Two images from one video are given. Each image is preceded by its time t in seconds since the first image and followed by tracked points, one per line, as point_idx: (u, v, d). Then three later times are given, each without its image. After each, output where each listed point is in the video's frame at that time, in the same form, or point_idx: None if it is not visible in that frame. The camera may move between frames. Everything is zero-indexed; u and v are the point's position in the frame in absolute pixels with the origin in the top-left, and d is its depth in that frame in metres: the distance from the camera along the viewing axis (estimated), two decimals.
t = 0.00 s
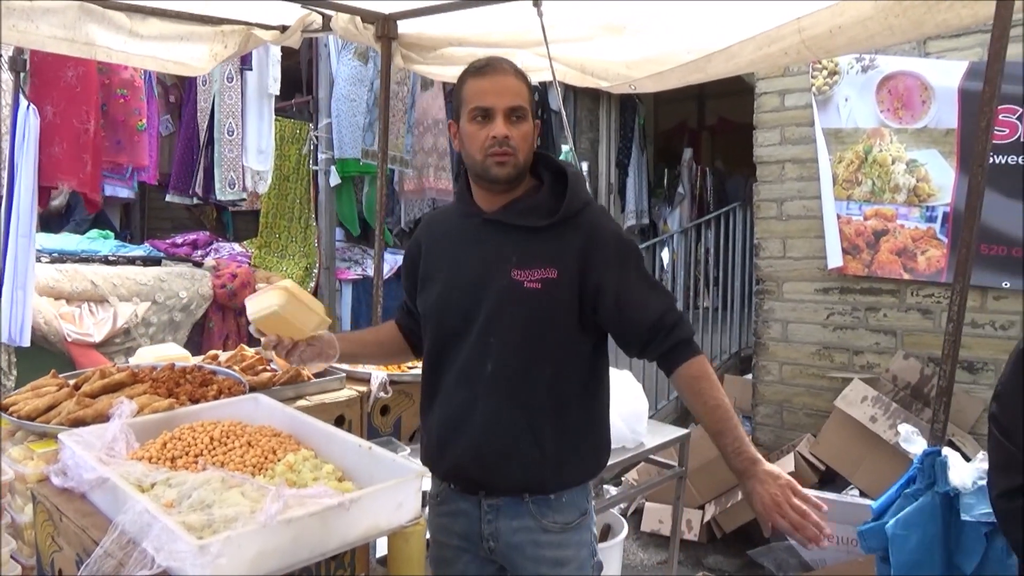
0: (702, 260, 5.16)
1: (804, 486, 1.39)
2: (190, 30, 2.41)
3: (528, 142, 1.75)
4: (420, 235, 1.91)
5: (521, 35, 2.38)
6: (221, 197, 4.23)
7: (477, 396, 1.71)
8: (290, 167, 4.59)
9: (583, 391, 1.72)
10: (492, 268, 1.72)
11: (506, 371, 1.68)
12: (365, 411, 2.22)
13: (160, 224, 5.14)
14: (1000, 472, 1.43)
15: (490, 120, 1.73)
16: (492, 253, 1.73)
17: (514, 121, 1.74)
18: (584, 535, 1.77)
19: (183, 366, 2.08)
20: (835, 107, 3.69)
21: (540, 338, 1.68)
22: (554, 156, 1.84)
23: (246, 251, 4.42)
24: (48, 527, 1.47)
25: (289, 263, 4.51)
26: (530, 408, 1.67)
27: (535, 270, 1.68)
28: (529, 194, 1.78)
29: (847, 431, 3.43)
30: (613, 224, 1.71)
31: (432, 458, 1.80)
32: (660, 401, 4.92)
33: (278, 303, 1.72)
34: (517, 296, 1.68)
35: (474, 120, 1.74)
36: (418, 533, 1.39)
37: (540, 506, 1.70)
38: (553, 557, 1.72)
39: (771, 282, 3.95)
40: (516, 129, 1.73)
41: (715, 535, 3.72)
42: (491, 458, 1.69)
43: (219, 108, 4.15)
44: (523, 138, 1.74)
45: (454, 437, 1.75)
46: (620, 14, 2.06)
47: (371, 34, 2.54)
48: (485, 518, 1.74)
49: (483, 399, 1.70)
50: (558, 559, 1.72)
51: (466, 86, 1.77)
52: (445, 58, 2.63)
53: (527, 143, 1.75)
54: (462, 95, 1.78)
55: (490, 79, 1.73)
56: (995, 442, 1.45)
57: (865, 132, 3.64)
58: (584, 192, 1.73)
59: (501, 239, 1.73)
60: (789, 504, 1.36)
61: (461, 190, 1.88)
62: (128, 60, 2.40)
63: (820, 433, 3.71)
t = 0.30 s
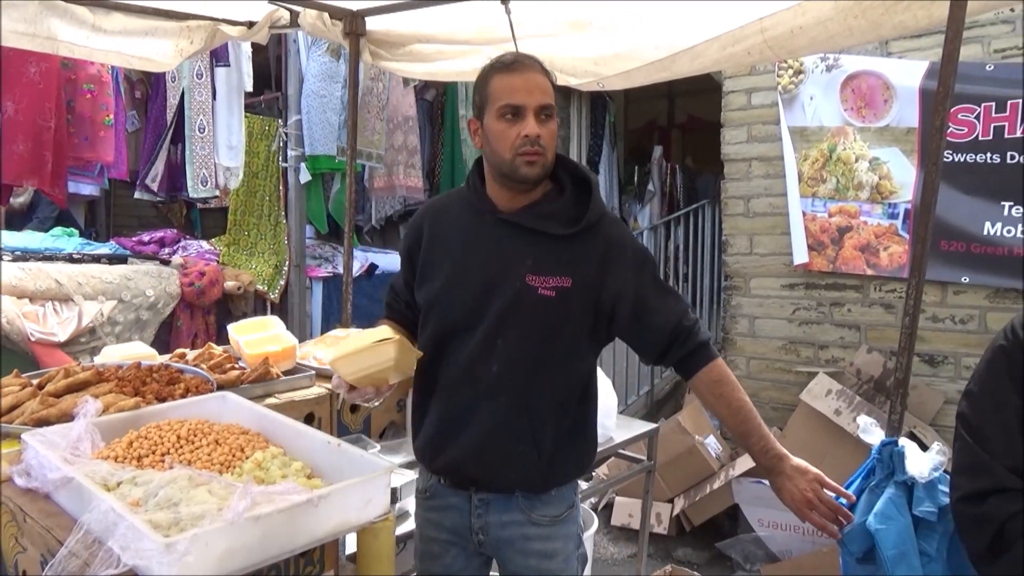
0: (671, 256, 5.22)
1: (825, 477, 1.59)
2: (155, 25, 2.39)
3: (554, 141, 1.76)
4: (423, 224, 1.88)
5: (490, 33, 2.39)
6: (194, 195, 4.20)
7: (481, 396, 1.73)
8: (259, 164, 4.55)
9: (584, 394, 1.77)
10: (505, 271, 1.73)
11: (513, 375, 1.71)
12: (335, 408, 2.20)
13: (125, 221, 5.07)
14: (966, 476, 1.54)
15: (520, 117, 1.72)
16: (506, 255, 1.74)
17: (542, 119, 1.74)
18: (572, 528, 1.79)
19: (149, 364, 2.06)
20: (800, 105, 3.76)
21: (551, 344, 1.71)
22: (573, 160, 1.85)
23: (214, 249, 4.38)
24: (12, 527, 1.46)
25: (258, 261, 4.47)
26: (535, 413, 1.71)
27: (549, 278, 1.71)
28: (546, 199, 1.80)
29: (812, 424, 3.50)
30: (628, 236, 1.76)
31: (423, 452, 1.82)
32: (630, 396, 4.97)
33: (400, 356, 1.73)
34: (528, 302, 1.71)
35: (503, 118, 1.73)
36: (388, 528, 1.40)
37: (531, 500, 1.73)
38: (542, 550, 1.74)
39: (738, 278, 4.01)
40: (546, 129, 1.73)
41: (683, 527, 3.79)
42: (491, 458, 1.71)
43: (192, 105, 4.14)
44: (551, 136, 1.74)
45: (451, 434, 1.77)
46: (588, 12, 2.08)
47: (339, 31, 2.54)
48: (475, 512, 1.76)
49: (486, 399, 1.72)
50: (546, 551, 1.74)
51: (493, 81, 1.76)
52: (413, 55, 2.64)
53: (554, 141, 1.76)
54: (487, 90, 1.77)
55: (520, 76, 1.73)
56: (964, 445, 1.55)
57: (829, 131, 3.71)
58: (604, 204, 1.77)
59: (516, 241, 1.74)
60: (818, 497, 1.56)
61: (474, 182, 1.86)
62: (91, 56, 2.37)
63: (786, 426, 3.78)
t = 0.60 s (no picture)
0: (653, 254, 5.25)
1: (839, 484, 1.63)
2: (133, 21, 2.37)
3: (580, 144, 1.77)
4: (434, 218, 1.85)
5: (471, 31, 2.40)
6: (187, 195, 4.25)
7: (489, 397, 1.73)
8: (240, 161, 4.53)
9: (588, 398, 1.80)
10: (521, 273, 1.73)
11: (523, 378, 1.72)
12: (318, 407, 2.16)
13: (106, 219, 5.02)
14: (972, 482, 1.29)
15: (548, 121, 1.73)
16: (522, 257, 1.74)
17: (570, 122, 1.75)
18: (571, 524, 1.82)
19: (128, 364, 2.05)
20: (779, 104, 3.80)
21: (564, 347, 1.73)
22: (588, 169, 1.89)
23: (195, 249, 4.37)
24: None
25: (240, 259, 4.47)
26: (543, 416, 1.73)
27: (564, 283, 1.72)
28: (561, 204, 1.82)
29: (792, 420, 3.53)
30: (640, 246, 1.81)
31: (419, 451, 1.81)
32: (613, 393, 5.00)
33: (427, 374, 1.54)
34: (543, 306, 1.72)
35: (531, 121, 1.73)
36: (369, 526, 1.39)
37: (533, 496, 1.75)
38: (542, 547, 1.77)
39: (719, 276, 4.05)
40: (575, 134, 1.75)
41: (665, 523, 3.83)
42: (495, 459, 1.72)
43: (178, 104, 4.12)
44: (577, 140, 1.75)
45: (451, 434, 1.76)
46: (569, 11, 2.09)
47: (320, 28, 2.54)
48: (477, 510, 1.77)
49: (494, 401, 1.72)
50: (546, 547, 1.77)
51: (522, 83, 1.75)
52: (393, 52, 2.64)
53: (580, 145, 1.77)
54: (515, 91, 1.77)
55: (548, 80, 1.74)
56: (973, 450, 1.29)
57: (808, 129, 3.74)
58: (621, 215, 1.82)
59: (533, 244, 1.75)
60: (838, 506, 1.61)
61: (490, 180, 1.85)
62: (69, 51, 2.35)
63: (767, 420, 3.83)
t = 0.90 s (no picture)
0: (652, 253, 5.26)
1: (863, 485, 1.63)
2: (130, 22, 2.37)
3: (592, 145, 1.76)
4: (447, 218, 1.87)
5: (468, 31, 2.40)
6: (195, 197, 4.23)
7: (499, 397, 1.74)
8: (238, 162, 4.53)
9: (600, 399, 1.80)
10: (531, 273, 1.74)
11: (534, 378, 1.72)
12: (316, 407, 2.16)
13: (106, 221, 5.03)
14: None
15: (558, 124, 1.72)
16: (533, 258, 1.75)
17: (580, 124, 1.74)
18: (579, 523, 1.82)
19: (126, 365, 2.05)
20: (777, 102, 3.80)
21: (575, 348, 1.73)
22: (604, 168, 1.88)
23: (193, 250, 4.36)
24: None
25: (239, 260, 4.49)
26: (554, 417, 1.73)
27: (575, 284, 1.73)
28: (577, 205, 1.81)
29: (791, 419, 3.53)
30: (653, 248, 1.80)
31: (430, 448, 1.83)
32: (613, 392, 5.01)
33: (443, 380, 1.54)
34: (553, 306, 1.72)
35: (540, 125, 1.73)
36: (368, 526, 1.39)
37: (541, 496, 1.76)
38: (549, 547, 1.77)
39: (718, 274, 4.05)
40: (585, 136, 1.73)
41: (666, 522, 3.84)
42: (505, 458, 1.73)
43: (177, 107, 4.12)
44: (588, 142, 1.74)
45: (461, 432, 1.78)
46: (566, 11, 2.10)
47: (317, 29, 2.54)
48: (485, 509, 1.78)
49: (504, 400, 1.73)
50: (553, 548, 1.77)
51: (531, 86, 1.75)
52: (390, 52, 2.65)
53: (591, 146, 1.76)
54: (525, 94, 1.76)
55: (556, 82, 1.72)
56: None
57: (805, 127, 3.74)
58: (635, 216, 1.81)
59: (544, 244, 1.76)
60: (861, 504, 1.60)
61: (505, 180, 1.86)
62: (65, 53, 2.34)
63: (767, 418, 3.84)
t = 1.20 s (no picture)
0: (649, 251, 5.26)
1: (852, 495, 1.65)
2: (124, 25, 2.37)
3: (557, 147, 1.72)
4: (448, 220, 1.88)
5: (462, 31, 2.40)
6: (194, 200, 4.21)
7: (499, 398, 1.74)
8: (235, 165, 4.54)
9: (602, 398, 1.80)
10: (530, 274, 1.75)
11: (533, 379, 1.73)
12: (315, 409, 2.16)
13: (103, 225, 5.02)
14: None
15: (520, 122, 1.74)
16: (531, 259, 1.76)
17: (542, 124, 1.72)
18: (580, 524, 1.82)
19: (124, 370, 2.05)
20: (772, 99, 3.80)
21: (575, 349, 1.74)
22: (603, 169, 1.88)
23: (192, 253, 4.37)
24: None
25: (237, 263, 4.49)
26: (554, 417, 1.73)
27: (573, 285, 1.73)
28: (572, 206, 1.82)
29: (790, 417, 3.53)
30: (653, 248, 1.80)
31: (433, 448, 1.84)
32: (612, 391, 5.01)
33: (444, 388, 1.55)
34: (551, 308, 1.73)
35: (506, 122, 1.76)
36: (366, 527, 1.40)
37: (541, 496, 1.76)
38: (549, 547, 1.77)
39: (715, 272, 4.06)
40: (548, 133, 1.72)
41: (665, 520, 3.84)
42: (505, 459, 1.74)
43: (177, 110, 4.12)
44: (551, 143, 1.72)
45: (462, 432, 1.78)
46: (560, 10, 2.10)
47: (311, 31, 2.54)
48: (486, 509, 1.78)
49: (504, 401, 1.74)
50: (554, 548, 1.77)
51: (511, 85, 1.76)
52: (384, 53, 2.65)
53: (555, 148, 1.72)
54: (506, 94, 1.78)
55: (527, 80, 1.73)
56: None
57: (801, 124, 3.75)
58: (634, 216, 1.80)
59: (542, 246, 1.76)
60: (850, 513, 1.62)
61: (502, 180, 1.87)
62: (59, 57, 2.35)
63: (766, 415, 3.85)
